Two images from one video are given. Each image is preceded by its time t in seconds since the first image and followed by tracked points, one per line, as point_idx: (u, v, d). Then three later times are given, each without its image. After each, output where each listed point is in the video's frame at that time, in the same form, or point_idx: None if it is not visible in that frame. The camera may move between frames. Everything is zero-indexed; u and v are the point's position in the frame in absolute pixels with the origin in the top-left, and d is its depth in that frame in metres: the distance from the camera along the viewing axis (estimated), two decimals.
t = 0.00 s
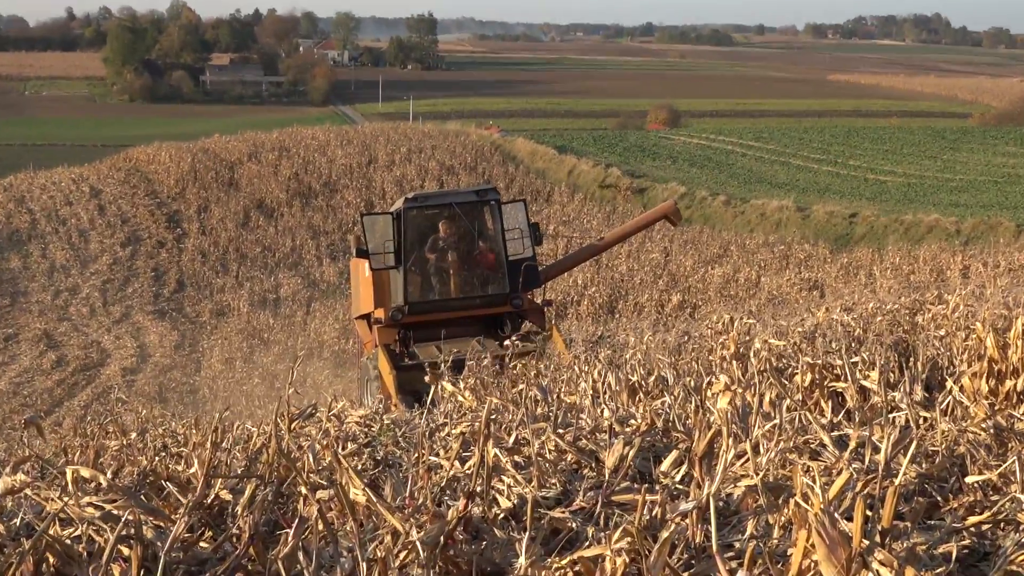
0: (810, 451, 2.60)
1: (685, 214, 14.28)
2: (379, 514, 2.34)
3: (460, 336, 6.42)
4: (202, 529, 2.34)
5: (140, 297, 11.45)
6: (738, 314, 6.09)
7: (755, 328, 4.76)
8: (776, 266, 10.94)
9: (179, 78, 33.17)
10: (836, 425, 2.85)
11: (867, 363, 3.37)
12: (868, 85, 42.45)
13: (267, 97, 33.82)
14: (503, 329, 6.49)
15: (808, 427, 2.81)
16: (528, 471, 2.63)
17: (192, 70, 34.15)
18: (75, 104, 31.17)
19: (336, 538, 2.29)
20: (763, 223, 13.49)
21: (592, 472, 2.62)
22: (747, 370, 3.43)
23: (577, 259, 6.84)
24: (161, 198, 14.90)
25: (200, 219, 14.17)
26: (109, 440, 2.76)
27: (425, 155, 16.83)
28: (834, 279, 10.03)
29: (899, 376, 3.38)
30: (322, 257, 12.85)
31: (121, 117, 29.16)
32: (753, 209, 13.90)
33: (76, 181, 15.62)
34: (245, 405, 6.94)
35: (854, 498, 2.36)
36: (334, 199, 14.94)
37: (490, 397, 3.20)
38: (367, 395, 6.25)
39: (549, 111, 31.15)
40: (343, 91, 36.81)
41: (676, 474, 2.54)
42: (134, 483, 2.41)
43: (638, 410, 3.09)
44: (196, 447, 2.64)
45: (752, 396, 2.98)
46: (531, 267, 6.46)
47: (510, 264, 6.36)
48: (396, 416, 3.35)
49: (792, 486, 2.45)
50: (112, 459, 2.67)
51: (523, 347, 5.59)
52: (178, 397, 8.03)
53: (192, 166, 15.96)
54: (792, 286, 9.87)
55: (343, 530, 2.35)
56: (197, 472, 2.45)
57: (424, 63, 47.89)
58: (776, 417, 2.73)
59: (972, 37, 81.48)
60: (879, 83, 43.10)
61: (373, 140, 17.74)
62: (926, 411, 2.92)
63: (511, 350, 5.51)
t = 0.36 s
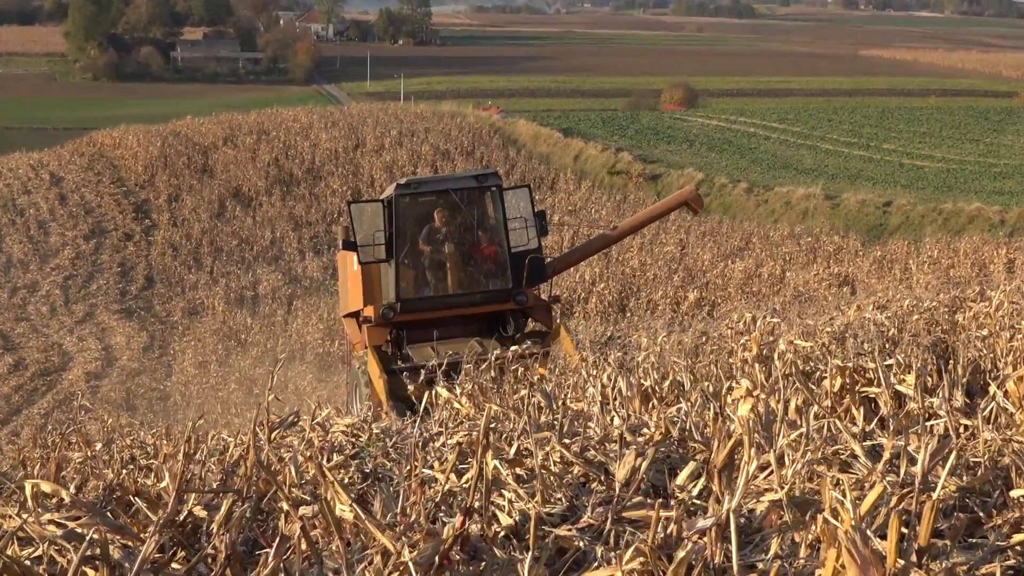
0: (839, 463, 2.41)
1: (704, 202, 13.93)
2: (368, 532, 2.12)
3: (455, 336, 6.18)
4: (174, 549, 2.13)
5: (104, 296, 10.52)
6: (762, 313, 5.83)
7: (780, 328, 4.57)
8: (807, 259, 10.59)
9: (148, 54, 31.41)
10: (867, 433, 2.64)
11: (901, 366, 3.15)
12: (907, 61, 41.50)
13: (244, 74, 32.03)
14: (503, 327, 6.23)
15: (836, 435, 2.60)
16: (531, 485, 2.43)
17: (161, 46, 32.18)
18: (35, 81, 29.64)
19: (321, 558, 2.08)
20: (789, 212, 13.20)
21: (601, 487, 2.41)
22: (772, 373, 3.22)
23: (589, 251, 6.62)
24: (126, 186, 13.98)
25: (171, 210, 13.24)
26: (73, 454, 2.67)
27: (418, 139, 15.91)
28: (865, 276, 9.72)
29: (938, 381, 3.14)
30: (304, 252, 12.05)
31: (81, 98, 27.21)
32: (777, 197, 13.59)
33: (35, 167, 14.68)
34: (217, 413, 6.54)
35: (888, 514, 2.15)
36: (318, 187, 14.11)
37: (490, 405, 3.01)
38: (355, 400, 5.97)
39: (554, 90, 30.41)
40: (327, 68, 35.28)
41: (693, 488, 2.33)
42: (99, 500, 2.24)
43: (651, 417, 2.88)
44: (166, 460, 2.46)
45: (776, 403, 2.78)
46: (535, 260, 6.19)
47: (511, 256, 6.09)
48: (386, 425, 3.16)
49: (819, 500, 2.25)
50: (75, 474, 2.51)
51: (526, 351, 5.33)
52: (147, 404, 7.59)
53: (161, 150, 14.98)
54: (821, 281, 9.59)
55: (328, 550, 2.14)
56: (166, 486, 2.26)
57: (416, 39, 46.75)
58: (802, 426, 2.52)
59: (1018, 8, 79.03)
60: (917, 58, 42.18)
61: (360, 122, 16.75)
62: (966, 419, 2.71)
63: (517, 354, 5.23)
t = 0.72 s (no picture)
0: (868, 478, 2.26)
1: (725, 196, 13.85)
2: (357, 555, 1.96)
3: (454, 339, 6.02)
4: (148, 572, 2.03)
5: (71, 298, 10.28)
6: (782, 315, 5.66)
7: (803, 331, 4.44)
8: (833, 256, 10.38)
9: (117, 36, 31.40)
10: (900, 447, 2.49)
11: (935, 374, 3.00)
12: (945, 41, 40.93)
13: (222, 58, 31.93)
14: (505, 329, 6.06)
15: (865, 450, 2.45)
16: (534, 503, 2.27)
17: (131, 26, 31.86)
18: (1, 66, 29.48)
19: None
20: (813, 206, 13.05)
21: (610, 505, 2.24)
22: (795, 380, 3.08)
23: (603, 245, 6.46)
24: (93, 180, 13.73)
25: (142, 204, 12.97)
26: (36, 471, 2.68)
27: (410, 128, 15.80)
28: (896, 275, 9.51)
29: (976, 389, 2.97)
30: (287, 250, 11.77)
31: (51, 84, 27.08)
32: (801, 189, 13.45)
33: None
34: (195, 426, 6.39)
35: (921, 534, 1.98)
36: (303, 179, 13.84)
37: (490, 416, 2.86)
38: (347, 411, 5.78)
39: (562, 74, 30.21)
40: (312, 52, 35.23)
41: (709, 506, 2.17)
42: (65, 519, 2.19)
43: (664, 429, 2.73)
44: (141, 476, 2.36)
45: (797, 413, 2.63)
46: (539, 257, 6.03)
47: (512, 252, 5.90)
48: (376, 439, 3.04)
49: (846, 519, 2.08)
50: (40, 492, 2.54)
51: (526, 358, 5.16)
52: (117, 415, 7.47)
53: (132, 141, 14.82)
54: (850, 281, 9.37)
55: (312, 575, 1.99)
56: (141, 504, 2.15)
57: (408, 19, 46.74)
58: (828, 440, 2.37)
59: None
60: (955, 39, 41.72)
61: (347, 110, 16.76)
62: (1005, 431, 2.55)
63: (517, 360, 5.08)
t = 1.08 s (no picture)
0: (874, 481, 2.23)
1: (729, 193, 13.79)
2: (352, 561, 1.93)
3: (455, 338, 5.99)
4: None
5: (61, 298, 10.25)
6: (788, 314, 5.62)
7: (809, 331, 4.41)
8: (838, 255, 10.35)
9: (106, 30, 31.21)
10: (908, 450, 2.45)
11: (945, 375, 2.97)
12: (955, 34, 40.77)
13: (214, 52, 31.90)
14: (508, 328, 6.03)
15: (872, 452, 2.41)
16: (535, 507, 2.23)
17: (120, 20, 31.96)
18: None
19: None
20: (820, 202, 13.01)
21: (612, 509, 2.21)
22: (802, 381, 3.05)
23: (608, 240, 6.41)
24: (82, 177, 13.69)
25: (133, 203, 12.92)
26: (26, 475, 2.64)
27: (407, 123, 15.76)
28: (905, 273, 9.47)
29: (986, 390, 2.93)
30: (281, 249, 11.72)
31: (43, 80, 27.02)
32: (807, 185, 13.40)
33: None
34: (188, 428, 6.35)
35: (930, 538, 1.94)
36: (296, 176, 13.81)
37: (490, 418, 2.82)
38: (344, 413, 5.74)
39: (562, 68, 30.12)
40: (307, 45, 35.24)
41: (712, 510, 2.13)
42: (56, 524, 2.22)
43: (667, 431, 2.70)
44: (132, 480, 2.35)
45: (803, 415, 2.60)
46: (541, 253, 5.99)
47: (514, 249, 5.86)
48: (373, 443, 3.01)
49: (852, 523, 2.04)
50: (30, 496, 2.52)
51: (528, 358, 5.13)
52: (106, 419, 7.44)
53: (122, 138, 14.76)
54: (857, 279, 9.35)
55: None
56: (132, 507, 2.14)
57: (403, 12, 46.81)
58: (835, 441, 2.33)
59: None
60: (965, 31, 41.59)
61: (343, 105, 16.73)
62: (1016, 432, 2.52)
63: (519, 361, 5.05)
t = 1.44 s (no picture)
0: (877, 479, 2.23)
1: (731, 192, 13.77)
2: (356, 560, 1.93)
3: (461, 336, 6.02)
4: None
5: (64, 298, 10.26)
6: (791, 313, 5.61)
7: (812, 329, 4.41)
8: (841, 253, 10.34)
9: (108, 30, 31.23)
10: (910, 449, 2.45)
11: (948, 373, 2.97)
12: (959, 32, 40.66)
13: (216, 52, 31.92)
14: (514, 326, 6.04)
15: (875, 451, 2.40)
16: (537, 504, 2.23)
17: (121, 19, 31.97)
18: None
19: None
20: (823, 201, 13.00)
21: (615, 507, 2.21)
22: (804, 379, 3.05)
23: (613, 238, 6.41)
24: (87, 177, 13.70)
25: (135, 203, 12.92)
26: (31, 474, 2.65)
27: (409, 122, 15.75)
28: (907, 271, 9.45)
29: (990, 388, 2.93)
30: (284, 248, 11.72)
31: (44, 79, 27.05)
32: (809, 183, 13.38)
33: None
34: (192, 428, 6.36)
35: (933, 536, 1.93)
36: (298, 175, 13.81)
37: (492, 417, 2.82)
38: (349, 409, 5.78)
39: (564, 67, 30.13)
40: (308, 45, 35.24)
41: (714, 508, 2.12)
42: (60, 524, 2.23)
43: (671, 429, 2.70)
44: (134, 480, 2.36)
45: (805, 413, 2.60)
46: (547, 251, 5.98)
47: (520, 246, 5.86)
48: (376, 442, 3.01)
49: (856, 521, 2.03)
50: (33, 496, 2.53)
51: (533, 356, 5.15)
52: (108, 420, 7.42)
53: (124, 138, 14.76)
54: (859, 277, 9.35)
55: None
56: (134, 508, 2.15)
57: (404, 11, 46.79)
58: (836, 440, 2.33)
59: None
60: (969, 29, 41.47)
61: (345, 104, 16.73)
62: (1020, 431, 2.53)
63: (524, 359, 5.06)
